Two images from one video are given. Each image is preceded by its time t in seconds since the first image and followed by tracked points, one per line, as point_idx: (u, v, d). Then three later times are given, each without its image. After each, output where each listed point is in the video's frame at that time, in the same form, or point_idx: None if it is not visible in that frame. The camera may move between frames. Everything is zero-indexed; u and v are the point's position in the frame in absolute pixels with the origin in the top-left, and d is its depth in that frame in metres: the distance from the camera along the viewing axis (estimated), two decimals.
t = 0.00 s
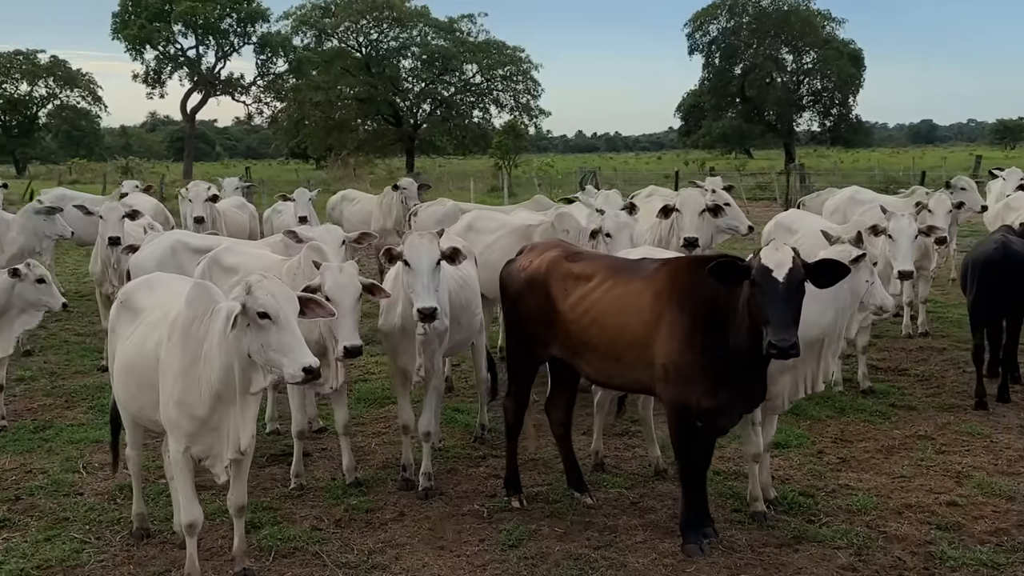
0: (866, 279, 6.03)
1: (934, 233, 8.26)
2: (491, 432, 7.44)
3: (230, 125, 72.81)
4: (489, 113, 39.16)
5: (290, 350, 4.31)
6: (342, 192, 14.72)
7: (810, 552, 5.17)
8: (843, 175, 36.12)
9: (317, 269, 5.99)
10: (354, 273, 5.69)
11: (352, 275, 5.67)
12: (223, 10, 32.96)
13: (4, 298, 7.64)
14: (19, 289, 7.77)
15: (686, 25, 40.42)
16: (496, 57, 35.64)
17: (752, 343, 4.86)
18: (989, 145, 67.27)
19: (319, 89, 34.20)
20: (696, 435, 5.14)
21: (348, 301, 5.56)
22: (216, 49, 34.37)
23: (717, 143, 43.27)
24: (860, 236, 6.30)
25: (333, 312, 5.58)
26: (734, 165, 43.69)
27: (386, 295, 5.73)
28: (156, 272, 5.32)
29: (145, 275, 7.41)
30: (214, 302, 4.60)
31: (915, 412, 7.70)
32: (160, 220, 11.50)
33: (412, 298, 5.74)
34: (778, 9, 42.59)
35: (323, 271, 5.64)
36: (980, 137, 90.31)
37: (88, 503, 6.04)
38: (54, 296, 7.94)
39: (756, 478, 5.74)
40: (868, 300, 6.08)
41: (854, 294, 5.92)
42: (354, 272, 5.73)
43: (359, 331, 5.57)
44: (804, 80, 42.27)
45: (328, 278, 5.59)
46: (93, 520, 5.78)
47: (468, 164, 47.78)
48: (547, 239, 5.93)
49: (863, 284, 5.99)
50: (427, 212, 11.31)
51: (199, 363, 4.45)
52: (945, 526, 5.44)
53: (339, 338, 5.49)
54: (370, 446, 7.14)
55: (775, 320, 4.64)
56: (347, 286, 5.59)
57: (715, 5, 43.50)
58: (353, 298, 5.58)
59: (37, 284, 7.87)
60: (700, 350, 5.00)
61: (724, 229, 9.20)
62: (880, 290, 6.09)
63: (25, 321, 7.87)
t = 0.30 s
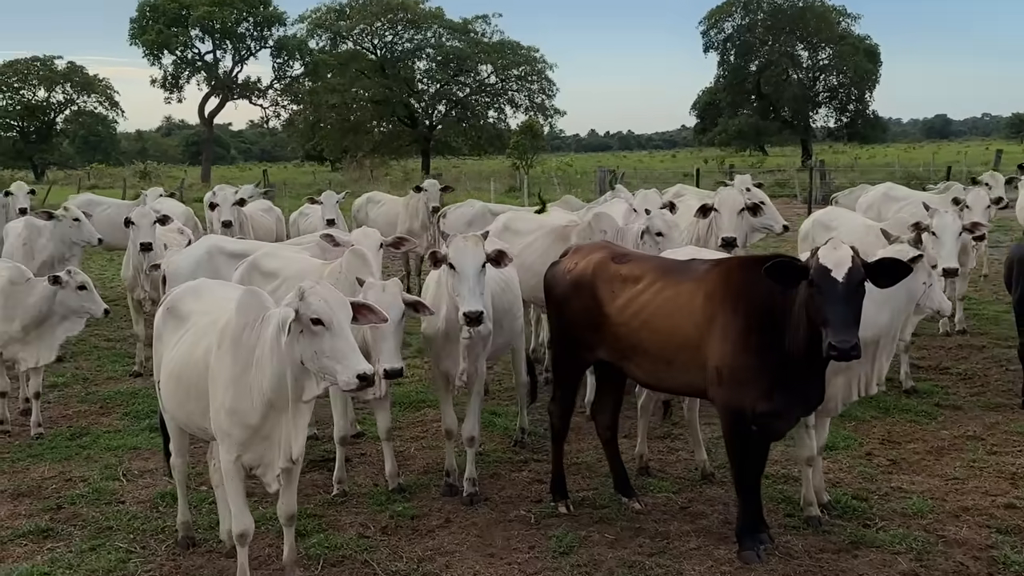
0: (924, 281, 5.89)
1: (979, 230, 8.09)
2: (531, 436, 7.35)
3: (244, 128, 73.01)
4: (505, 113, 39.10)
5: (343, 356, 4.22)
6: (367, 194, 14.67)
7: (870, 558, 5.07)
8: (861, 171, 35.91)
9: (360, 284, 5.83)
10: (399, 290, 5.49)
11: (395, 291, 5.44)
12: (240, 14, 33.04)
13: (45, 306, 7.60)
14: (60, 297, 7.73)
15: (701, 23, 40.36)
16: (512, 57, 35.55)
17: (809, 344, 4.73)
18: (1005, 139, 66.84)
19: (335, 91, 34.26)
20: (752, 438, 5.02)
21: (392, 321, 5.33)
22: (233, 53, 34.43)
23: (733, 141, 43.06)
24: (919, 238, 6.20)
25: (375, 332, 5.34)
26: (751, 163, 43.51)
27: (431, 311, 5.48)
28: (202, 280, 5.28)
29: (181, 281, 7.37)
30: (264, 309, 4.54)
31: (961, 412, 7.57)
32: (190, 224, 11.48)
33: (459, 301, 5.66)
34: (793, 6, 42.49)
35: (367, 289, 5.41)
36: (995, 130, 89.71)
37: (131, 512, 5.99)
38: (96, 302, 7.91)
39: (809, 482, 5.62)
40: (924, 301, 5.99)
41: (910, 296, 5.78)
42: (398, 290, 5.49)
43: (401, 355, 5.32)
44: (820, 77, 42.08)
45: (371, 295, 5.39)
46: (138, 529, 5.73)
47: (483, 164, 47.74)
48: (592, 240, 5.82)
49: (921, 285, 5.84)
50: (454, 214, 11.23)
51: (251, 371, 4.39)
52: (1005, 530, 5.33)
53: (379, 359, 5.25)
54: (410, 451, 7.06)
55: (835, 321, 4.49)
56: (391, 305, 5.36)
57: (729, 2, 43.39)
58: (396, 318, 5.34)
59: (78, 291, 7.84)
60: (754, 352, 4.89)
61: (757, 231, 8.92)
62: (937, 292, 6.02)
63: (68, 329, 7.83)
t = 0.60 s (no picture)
0: (955, 292, 5.75)
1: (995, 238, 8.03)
2: (547, 451, 7.23)
3: (233, 139, 72.79)
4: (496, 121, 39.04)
5: (364, 377, 4.08)
6: (366, 205, 14.53)
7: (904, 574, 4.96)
8: (853, 175, 35.90)
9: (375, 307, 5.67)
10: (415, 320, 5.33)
11: (414, 321, 5.25)
12: (230, 25, 32.91)
13: (51, 326, 7.54)
14: (65, 317, 7.70)
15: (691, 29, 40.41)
16: (502, 66, 35.51)
17: (842, 356, 4.61)
18: (993, 142, 67.07)
19: (326, 101, 34.13)
20: (784, 452, 4.91)
21: (405, 353, 5.14)
22: (223, 64, 34.26)
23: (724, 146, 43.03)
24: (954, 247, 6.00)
25: (392, 363, 5.12)
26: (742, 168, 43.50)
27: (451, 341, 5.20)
28: (216, 298, 5.16)
29: (188, 296, 7.24)
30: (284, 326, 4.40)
31: (979, 420, 7.47)
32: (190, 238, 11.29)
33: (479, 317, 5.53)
34: (782, 11, 42.61)
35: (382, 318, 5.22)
36: (982, 132, 90.07)
37: (142, 536, 5.84)
38: (99, 324, 7.88)
39: (838, 497, 5.51)
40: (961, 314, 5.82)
41: (940, 307, 5.65)
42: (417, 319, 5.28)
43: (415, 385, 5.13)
44: (810, 82, 42.14)
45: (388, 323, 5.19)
46: (150, 554, 5.58)
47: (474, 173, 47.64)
48: (613, 251, 5.70)
49: (951, 297, 5.70)
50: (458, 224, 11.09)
51: (273, 392, 4.26)
52: None
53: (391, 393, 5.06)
54: (424, 467, 6.92)
55: (868, 332, 4.31)
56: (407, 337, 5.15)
57: (718, 9, 43.49)
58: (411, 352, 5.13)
59: (83, 313, 7.81)
60: (785, 364, 4.77)
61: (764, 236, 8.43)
62: (973, 303, 5.85)
63: (72, 349, 7.78)
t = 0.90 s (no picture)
0: (964, 307, 5.65)
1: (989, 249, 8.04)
2: (542, 472, 7.05)
3: (204, 156, 72.25)
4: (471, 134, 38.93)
5: (345, 410, 3.94)
6: (347, 220, 14.34)
7: None
8: (829, 186, 35.99)
9: (366, 330, 5.51)
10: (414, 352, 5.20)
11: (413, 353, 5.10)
12: (202, 40, 32.61)
13: (23, 360, 7.27)
14: (35, 352, 7.44)
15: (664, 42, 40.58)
16: (476, 80, 35.47)
17: (856, 373, 4.47)
18: (961, 151, 67.72)
19: (299, 116, 33.88)
20: (794, 473, 4.76)
21: (405, 386, 5.03)
22: (195, 80, 33.95)
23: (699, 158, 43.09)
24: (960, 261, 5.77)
25: (389, 395, 5.02)
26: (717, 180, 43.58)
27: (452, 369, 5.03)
28: (206, 320, 4.99)
29: (172, 318, 7.02)
30: (283, 346, 4.28)
31: (979, 433, 7.37)
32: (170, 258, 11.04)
33: (477, 336, 5.37)
34: (754, 23, 42.88)
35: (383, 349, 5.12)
36: (950, 143, 90.98)
37: (128, 568, 5.62)
38: (69, 364, 7.59)
39: (847, 516, 5.37)
40: (978, 328, 5.60)
41: (950, 323, 5.52)
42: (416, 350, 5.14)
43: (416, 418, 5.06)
44: (782, 93, 42.38)
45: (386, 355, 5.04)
46: None
47: (449, 187, 47.49)
48: (614, 267, 5.54)
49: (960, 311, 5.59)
50: (443, 240, 10.93)
51: (274, 420, 4.16)
52: None
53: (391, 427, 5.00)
54: (418, 491, 6.73)
55: (884, 349, 4.15)
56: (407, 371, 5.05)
57: (691, 22, 43.72)
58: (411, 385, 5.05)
59: (52, 351, 7.53)
60: (796, 383, 4.64)
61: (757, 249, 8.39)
62: (987, 316, 5.64)
63: (45, 386, 7.52)
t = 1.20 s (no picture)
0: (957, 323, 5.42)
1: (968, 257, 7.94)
2: (526, 495, 6.88)
3: (162, 176, 71.44)
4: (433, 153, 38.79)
5: (316, 443, 3.84)
6: (316, 240, 14.12)
7: None
8: (790, 201, 36.18)
9: (347, 352, 5.37)
10: (401, 381, 5.11)
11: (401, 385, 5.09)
12: (160, 60, 32.21)
13: None
14: None
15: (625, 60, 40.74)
16: (437, 98, 35.35)
17: (859, 392, 4.36)
18: (915, 166, 68.63)
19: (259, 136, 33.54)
20: (793, 495, 4.63)
21: (394, 417, 4.99)
22: (153, 99, 33.49)
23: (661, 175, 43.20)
24: (947, 272, 5.60)
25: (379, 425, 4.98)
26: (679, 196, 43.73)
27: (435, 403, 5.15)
28: (184, 345, 4.84)
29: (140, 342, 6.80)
30: (268, 370, 4.18)
31: (965, 447, 7.30)
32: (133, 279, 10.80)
33: (462, 357, 5.23)
34: (713, 41, 43.21)
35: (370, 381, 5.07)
36: (904, 158, 92.28)
37: None
38: None
39: (845, 538, 5.25)
40: (971, 342, 5.42)
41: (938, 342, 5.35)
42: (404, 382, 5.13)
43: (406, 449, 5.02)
44: (742, 110, 42.66)
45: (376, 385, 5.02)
46: None
47: (412, 205, 47.24)
48: (604, 285, 5.41)
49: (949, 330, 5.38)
50: (416, 258, 10.79)
51: (257, 451, 4.03)
52: None
53: (380, 459, 4.98)
54: (400, 517, 6.53)
55: (890, 366, 4.04)
56: (396, 402, 5.04)
57: (651, 40, 43.99)
58: (400, 415, 5.01)
59: None
60: (797, 401, 4.52)
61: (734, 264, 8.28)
62: (982, 329, 5.41)
63: None
